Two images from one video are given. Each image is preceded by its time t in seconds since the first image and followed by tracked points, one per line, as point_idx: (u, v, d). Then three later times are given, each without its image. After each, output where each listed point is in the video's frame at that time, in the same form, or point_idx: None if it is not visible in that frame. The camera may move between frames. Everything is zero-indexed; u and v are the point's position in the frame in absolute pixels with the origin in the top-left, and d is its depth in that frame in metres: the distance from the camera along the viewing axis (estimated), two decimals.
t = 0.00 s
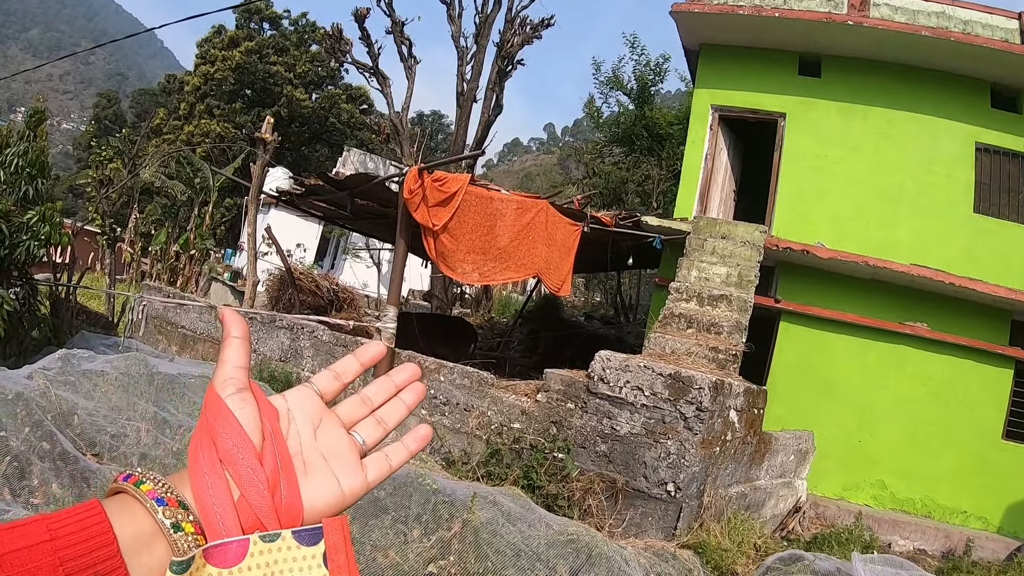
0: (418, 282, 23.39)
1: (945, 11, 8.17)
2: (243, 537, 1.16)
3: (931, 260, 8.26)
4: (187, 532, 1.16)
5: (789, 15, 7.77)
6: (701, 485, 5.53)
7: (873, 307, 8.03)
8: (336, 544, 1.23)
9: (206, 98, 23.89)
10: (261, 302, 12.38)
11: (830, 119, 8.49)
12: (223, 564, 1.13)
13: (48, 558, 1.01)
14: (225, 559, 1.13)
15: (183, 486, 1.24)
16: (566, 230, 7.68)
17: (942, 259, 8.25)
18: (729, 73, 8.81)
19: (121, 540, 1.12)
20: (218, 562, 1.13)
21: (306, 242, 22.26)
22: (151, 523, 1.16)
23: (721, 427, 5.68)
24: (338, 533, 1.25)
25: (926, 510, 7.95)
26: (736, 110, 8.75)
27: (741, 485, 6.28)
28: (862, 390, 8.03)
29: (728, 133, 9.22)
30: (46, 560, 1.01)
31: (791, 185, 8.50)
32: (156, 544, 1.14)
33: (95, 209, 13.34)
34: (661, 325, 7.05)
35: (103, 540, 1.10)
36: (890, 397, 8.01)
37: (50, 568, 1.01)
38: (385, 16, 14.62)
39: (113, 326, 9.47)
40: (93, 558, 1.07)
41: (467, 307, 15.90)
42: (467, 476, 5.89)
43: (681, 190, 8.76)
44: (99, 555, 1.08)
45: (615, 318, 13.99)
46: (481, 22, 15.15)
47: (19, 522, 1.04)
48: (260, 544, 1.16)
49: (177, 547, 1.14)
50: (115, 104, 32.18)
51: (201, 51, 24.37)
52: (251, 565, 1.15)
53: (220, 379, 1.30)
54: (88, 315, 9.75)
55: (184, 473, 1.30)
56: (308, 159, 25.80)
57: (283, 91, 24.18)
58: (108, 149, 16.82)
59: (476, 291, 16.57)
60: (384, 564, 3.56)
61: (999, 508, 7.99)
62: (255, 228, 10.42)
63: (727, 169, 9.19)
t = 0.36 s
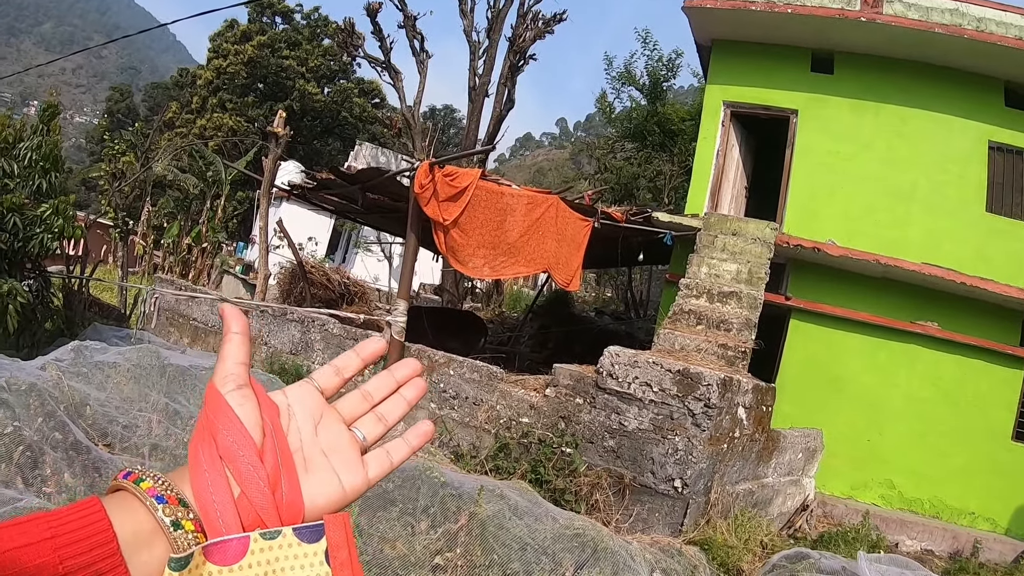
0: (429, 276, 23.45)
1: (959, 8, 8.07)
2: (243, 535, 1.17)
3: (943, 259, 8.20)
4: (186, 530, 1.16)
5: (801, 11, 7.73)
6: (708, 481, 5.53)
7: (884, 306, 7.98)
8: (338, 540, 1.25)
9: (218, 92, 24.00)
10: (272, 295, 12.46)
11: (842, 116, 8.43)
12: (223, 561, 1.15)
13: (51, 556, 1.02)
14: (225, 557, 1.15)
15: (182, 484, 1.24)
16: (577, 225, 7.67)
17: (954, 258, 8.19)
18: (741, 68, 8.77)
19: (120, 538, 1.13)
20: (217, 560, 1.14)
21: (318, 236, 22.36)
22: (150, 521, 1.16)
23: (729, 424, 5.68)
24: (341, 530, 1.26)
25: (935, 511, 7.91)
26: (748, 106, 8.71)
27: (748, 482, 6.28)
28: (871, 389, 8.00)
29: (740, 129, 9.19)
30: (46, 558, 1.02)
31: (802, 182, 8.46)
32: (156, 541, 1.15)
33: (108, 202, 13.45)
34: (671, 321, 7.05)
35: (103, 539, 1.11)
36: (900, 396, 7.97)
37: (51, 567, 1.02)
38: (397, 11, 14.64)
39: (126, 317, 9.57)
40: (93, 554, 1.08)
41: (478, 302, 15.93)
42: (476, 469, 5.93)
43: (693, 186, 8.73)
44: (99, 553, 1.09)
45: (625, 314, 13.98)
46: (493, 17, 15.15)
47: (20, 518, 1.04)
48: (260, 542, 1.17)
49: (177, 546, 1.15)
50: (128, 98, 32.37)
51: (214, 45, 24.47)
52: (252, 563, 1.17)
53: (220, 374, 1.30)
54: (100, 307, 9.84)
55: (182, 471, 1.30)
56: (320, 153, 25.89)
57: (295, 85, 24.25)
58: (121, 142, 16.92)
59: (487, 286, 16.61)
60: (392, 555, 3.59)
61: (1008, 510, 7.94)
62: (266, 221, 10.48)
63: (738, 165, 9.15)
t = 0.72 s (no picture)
0: (445, 273, 23.54)
1: (975, 6, 7.99)
2: None
3: (957, 259, 8.14)
4: None
5: (816, 9, 7.69)
6: (717, 480, 5.53)
7: (897, 306, 7.92)
8: None
9: (236, 90, 24.23)
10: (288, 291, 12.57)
11: (857, 115, 8.37)
12: None
13: None
14: None
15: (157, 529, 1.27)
16: (590, 224, 7.60)
17: (968, 259, 8.12)
18: (756, 67, 8.74)
19: None
20: None
21: (335, 233, 22.51)
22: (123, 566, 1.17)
23: (739, 422, 5.67)
24: None
25: (948, 513, 7.84)
26: (763, 105, 8.69)
27: (759, 482, 6.27)
28: (885, 390, 7.94)
29: (755, 127, 9.16)
30: None
31: (816, 181, 8.42)
32: None
33: (127, 199, 13.63)
34: (683, 319, 7.05)
35: None
36: (912, 398, 7.91)
37: None
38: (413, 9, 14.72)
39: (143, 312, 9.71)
40: None
41: (494, 300, 15.97)
42: (486, 465, 5.98)
43: (707, 185, 8.72)
44: None
45: (640, 312, 13.95)
46: (508, 15, 15.19)
47: None
48: None
49: None
50: (147, 96, 32.75)
51: (232, 44, 24.70)
52: None
53: (196, 420, 1.38)
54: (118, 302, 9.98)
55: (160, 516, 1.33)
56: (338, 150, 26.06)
57: (313, 83, 24.42)
58: (140, 139, 17.13)
59: (503, 283, 16.65)
60: (398, 546, 3.63)
61: (1021, 513, 7.88)
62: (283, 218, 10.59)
63: (753, 164, 9.13)
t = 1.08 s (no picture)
0: (465, 272, 23.66)
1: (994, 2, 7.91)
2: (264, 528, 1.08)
3: (976, 259, 8.09)
4: (177, 487, 1.03)
5: (834, 6, 7.64)
6: (730, 479, 5.54)
7: (915, 306, 7.85)
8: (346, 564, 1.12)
9: (257, 91, 24.52)
10: (308, 290, 12.73)
11: (876, 113, 8.31)
12: (238, 548, 1.07)
13: (28, 485, 0.87)
14: (241, 545, 1.07)
15: (190, 424, 1.09)
16: (605, 222, 7.69)
17: (988, 259, 8.07)
18: (773, 64, 8.70)
19: (104, 469, 0.96)
20: (234, 547, 1.07)
21: (355, 232, 22.71)
22: (143, 465, 1.00)
23: (752, 421, 5.68)
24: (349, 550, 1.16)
25: (965, 516, 7.78)
26: (781, 103, 8.64)
27: (773, 481, 6.27)
28: (903, 391, 7.88)
29: (773, 125, 9.12)
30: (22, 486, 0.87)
31: (834, 180, 8.36)
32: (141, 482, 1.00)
33: (150, 198, 13.89)
34: (698, 318, 7.06)
35: (86, 468, 0.93)
36: (930, 399, 7.85)
37: (26, 497, 0.87)
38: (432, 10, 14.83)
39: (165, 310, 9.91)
40: (73, 486, 0.91)
41: (513, 298, 16.02)
42: (500, 461, 6.03)
43: (725, 184, 8.68)
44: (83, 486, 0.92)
45: (659, 311, 13.94)
46: (527, 15, 15.23)
47: None
48: (278, 544, 1.09)
49: (159, 505, 1.01)
50: (169, 97, 33.21)
51: (253, 44, 24.99)
52: (264, 557, 1.08)
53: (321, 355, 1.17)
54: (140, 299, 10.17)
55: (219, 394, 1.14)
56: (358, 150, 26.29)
57: (333, 83, 24.64)
58: (162, 139, 17.38)
59: (521, 282, 16.72)
60: (410, 539, 3.70)
61: None
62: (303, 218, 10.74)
63: (771, 162, 9.09)
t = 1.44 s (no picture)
0: (482, 276, 23.70)
1: None
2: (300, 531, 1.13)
3: (996, 259, 7.99)
4: (212, 466, 1.04)
5: (848, 5, 7.60)
6: (746, 482, 5.50)
7: (934, 307, 7.76)
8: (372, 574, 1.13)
9: (275, 97, 24.77)
10: (326, 294, 12.84)
11: (892, 111, 8.23)
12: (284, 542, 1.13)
13: (73, 453, 0.87)
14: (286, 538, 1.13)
15: (236, 405, 1.12)
16: (621, 225, 7.68)
17: (1007, 259, 7.96)
18: (788, 65, 8.66)
19: (148, 441, 0.97)
20: (282, 541, 1.13)
21: (372, 237, 22.85)
22: (183, 440, 1.01)
23: (768, 423, 5.64)
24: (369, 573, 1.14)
25: (985, 519, 7.66)
26: (797, 103, 8.59)
27: (790, 484, 6.22)
28: (920, 393, 7.81)
29: (789, 126, 9.07)
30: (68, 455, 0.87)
31: (850, 180, 8.30)
32: (178, 459, 1.01)
33: (170, 204, 14.08)
34: (714, 320, 7.03)
35: (132, 441, 0.94)
36: (949, 401, 7.75)
37: (72, 466, 0.87)
38: (447, 15, 14.91)
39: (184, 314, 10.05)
40: (119, 458, 0.92)
41: (530, 302, 16.03)
42: (516, 463, 6.04)
43: (741, 185, 8.64)
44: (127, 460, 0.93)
45: (677, 315, 13.87)
46: (542, 19, 15.27)
47: (34, 394, 0.89)
48: (309, 552, 1.11)
49: (195, 479, 1.02)
50: (188, 104, 33.61)
51: (271, 52, 25.26)
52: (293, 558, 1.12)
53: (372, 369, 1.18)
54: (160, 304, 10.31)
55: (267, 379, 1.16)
56: (375, 155, 26.47)
57: (350, 89, 24.83)
58: (181, 146, 17.60)
59: (539, 286, 16.73)
60: (423, 539, 3.67)
61: None
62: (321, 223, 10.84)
63: (787, 163, 9.04)
